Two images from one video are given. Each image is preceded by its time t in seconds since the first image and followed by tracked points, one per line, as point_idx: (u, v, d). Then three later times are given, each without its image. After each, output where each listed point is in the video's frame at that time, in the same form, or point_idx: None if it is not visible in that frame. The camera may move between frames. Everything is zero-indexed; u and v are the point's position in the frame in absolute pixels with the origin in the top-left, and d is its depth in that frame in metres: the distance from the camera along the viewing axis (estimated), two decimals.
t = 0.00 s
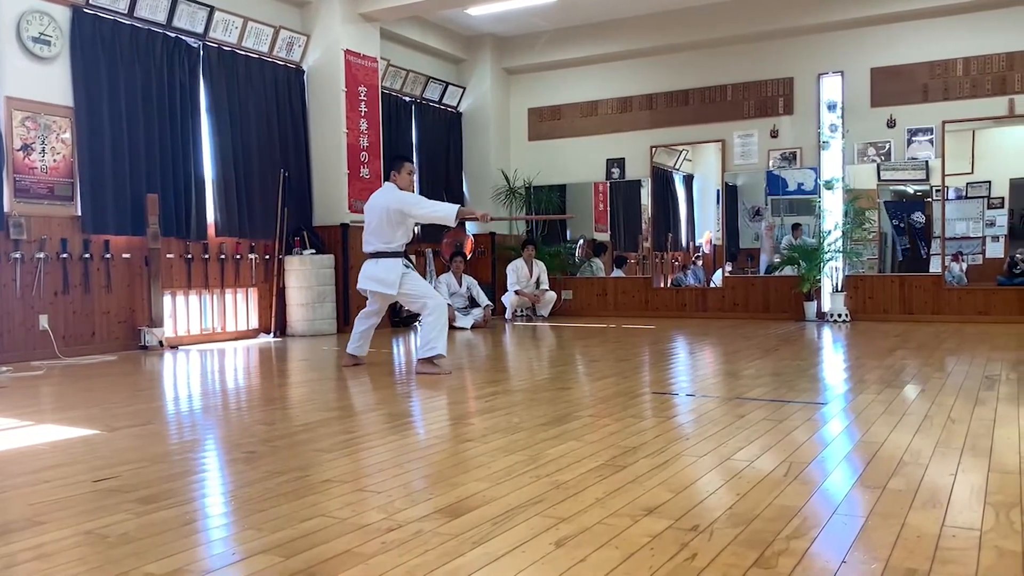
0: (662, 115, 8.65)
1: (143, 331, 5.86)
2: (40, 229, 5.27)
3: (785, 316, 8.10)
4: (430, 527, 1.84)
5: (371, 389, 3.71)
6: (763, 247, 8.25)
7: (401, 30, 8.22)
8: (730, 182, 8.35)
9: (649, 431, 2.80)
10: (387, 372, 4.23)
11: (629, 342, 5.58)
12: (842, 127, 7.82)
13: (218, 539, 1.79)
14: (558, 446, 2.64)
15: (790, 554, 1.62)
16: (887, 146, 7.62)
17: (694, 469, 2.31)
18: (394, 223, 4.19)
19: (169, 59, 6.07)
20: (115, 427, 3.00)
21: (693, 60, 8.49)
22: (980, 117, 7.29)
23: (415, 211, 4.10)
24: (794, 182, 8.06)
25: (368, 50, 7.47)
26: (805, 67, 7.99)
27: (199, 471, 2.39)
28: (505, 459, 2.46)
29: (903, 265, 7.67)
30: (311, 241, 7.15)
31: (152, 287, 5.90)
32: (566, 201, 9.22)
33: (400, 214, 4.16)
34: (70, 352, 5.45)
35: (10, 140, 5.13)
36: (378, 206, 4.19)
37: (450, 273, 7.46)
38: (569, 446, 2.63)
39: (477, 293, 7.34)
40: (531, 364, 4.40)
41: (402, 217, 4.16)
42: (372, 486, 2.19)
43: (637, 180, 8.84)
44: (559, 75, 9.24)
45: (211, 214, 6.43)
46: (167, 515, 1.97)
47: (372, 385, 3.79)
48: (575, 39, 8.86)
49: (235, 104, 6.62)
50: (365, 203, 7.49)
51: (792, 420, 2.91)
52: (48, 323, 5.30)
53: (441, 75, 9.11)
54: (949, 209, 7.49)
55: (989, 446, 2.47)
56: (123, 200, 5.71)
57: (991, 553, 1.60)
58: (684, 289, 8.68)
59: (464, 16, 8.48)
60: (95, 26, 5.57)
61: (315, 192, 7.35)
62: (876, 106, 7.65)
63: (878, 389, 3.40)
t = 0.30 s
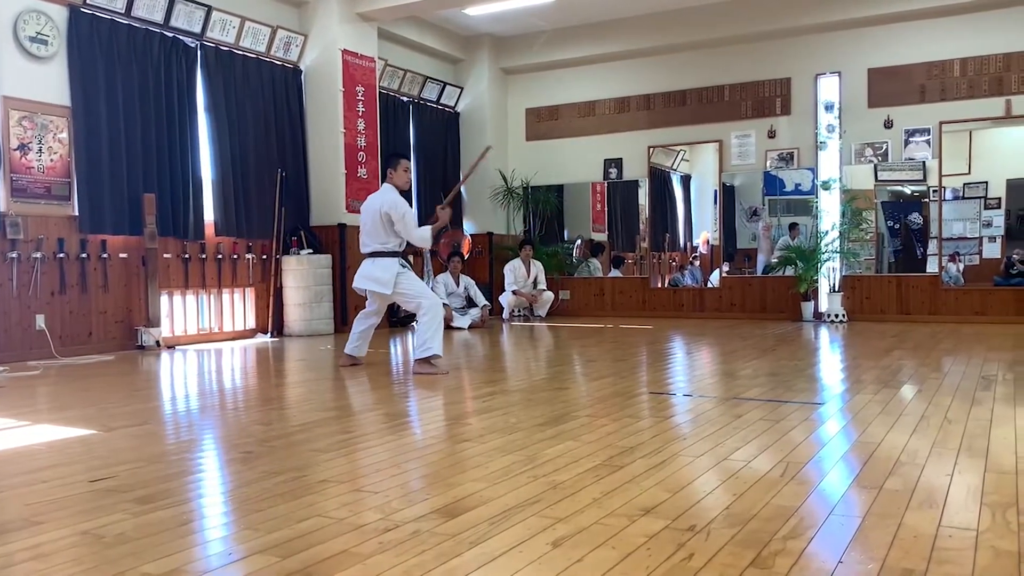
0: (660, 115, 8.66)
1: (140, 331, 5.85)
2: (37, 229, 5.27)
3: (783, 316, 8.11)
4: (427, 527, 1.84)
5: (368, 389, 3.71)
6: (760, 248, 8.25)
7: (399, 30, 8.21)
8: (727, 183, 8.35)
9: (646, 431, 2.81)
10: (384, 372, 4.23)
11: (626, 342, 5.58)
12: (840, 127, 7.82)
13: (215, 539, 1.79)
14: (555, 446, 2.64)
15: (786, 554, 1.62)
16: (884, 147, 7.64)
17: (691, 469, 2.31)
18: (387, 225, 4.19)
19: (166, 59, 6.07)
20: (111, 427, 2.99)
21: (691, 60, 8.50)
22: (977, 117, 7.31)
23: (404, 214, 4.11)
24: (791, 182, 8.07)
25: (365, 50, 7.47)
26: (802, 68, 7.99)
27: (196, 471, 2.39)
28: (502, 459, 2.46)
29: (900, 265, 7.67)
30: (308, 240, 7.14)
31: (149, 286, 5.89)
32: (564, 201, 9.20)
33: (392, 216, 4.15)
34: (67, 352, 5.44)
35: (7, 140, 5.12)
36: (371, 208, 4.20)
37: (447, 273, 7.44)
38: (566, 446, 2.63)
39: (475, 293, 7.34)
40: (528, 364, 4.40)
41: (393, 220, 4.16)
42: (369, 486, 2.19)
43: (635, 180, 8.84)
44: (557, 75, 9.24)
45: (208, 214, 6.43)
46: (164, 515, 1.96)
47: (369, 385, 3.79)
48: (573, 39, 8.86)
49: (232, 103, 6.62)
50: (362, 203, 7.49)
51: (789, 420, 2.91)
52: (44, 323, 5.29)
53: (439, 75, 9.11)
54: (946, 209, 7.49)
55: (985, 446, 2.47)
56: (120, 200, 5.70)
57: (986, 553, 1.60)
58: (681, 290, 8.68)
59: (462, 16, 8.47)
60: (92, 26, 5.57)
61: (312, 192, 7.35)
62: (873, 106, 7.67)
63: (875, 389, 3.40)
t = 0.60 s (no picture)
0: (656, 117, 8.67)
1: (134, 331, 5.84)
2: (31, 228, 5.25)
3: (777, 317, 8.12)
4: (422, 527, 1.84)
5: (363, 389, 3.71)
6: (755, 249, 8.27)
7: (395, 30, 8.20)
8: (722, 184, 8.37)
9: (641, 431, 2.81)
10: (379, 372, 4.23)
11: (620, 343, 5.59)
12: (835, 129, 7.84)
13: (209, 539, 1.78)
14: (550, 446, 2.65)
15: (779, 556, 1.62)
16: (879, 149, 7.65)
17: (685, 470, 2.32)
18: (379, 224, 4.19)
19: (162, 58, 6.07)
20: (105, 427, 2.98)
21: (687, 62, 8.50)
22: (972, 120, 7.33)
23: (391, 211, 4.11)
24: (786, 184, 8.08)
25: (361, 50, 7.46)
26: (797, 70, 8.01)
27: (190, 471, 2.39)
28: (497, 460, 2.47)
29: (894, 267, 7.69)
30: (302, 240, 7.16)
31: (144, 286, 5.89)
32: (560, 202, 9.21)
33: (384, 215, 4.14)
34: (61, 352, 5.42)
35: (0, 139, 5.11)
36: (366, 208, 4.20)
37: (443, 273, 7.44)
38: (561, 446, 2.63)
39: (470, 293, 7.34)
40: (523, 364, 4.41)
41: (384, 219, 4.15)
42: (364, 486, 2.19)
43: (630, 181, 8.85)
44: (553, 76, 9.24)
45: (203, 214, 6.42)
46: (158, 515, 1.96)
47: (364, 386, 3.79)
48: (569, 40, 8.87)
49: (228, 103, 6.60)
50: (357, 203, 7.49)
51: (783, 421, 2.92)
52: (38, 322, 5.28)
53: (435, 76, 9.11)
54: (941, 211, 7.51)
55: (978, 447, 2.48)
56: (115, 199, 5.69)
57: (979, 555, 1.60)
58: (677, 291, 8.69)
59: (458, 17, 8.47)
60: (87, 24, 5.56)
61: (308, 192, 7.34)
62: (868, 108, 7.68)
63: (868, 390, 3.41)
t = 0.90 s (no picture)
0: (650, 119, 8.68)
1: (127, 331, 5.82)
2: (23, 227, 5.23)
3: (771, 319, 8.14)
4: (414, 528, 1.84)
5: (356, 390, 3.70)
6: (748, 251, 8.29)
7: (390, 30, 8.20)
8: (716, 186, 8.39)
9: (633, 433, 2.81)
10: (372, 373, 4.23)
11: (614, 344, 5.59)
12: (828, 132, 7.86)
13: (201, 539, 1.78)
14: (543, 447, 2.65)
15: (771, 557, 1.62)
16: (872, 152, 7.67)
17: (678, 471, 2.32)
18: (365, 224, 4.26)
19: (156, 57, 6.05)
20: (97, 427, 2.97)
21: (681, 64, 8.52)
22: (964, 123, 7.36)
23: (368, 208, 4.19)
24: (779, 186, 8.10)
25: (355, 51, 7.45)
26: (791, 73, 8.03)
27: (182, 471, 2.38)
28: (490, 461, 2.47)
29: (887, 270, 7.72)
30: (296, 240, 7.14)
31: (136, 286, 5.87)
32: (554, 203, 9.22)
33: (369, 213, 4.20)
34: (52, 352, 5.40)
35: None
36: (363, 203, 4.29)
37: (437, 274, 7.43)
38: (554, 448, 2.63)
39: (464, 294, 7.34)
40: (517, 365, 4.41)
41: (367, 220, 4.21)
42: (357, 487, 2.19)
43: (625, 183, 8.86)
44: (548, 77, 9.25)
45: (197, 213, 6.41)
46: (151, 515, 1.96)
47: (357, 387, 3.78)
48: (564, 42, 8.87)
49: (221, 102, 6.59)
50: (351, 204, 7.48)
51: (776, 423, 2.92)
52: (30, 321, 5.26)
53: (429, 77, 9.10)
54: (933, 214, 7.54)
55: (970, 450, 2.49)
56: (108, 198, 5.67)
57: (970, 557, 1.61)
58: (670, 293, 8.70)
59: (453, 18, 8.47)
60: (80, 22, 5.54)
61: (301, 192, 7.33)
62: (862, 111, 7.71)
63: (860, 392, 3.42)
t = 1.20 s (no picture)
0: (644, 120, 8.69)
1: (119, 331, 5.80)
2: (15, 226, 5.20)
3: (764, 321, 8.16)
4: (406, 529, 1.84)
5: (349, 391, 3.69)
6: (741, 253, 8.32)
7: (384, 30, 8.19)
8: (710, 188, 8.40)
9: (626, 434, 2.82)
10: (366, 373, 4.22)
11: (608, 345, 5.60)
12: (822, 135, 7.88)
13: (192, 540, 1.77)
14: (536, 448, 2.65)
15: (763, 558, 1.63)
16: (865, 154, 7.70)
17: (671, 472, 2.32)
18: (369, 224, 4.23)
19: (149, 56, 6.04)
20: (88, 427, 2.96)
21: (675, 65, 8.53)
22: (957, 126, 7.39)
23: (361, 206, 4.16)
24: (773, 188, 8.12)
25: (350, 51, 7.45)
26: (785, 75, 8.05)
27: (174, 471, 2.37)
28: (483, 461, 2.46)
29: (880, 272, 7.75)
30: (289, 240, 7.15)
31: (129, 285, 5.85)
32: (548, 204, 9.22)
33: (366, 212, 4.17)
34: (44, 351, 5.38)
35: None
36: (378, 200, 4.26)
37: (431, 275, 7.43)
38: (547, 449, 2.63)
39: (458, 295, 7.33)
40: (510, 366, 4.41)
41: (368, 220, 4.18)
42: (349, 488, 2.19)
43: (618, 184, 8.87)
44: (542, 78, 9.26)
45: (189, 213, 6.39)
46: (142, 515, 1.95)
47: (350, 387, 3.77)
48: (559, 43, 8.88)
49: (215, 102, 6.58)
50: (344, 204, 7.47)
51: (769, 425, 2.93)
52: (22, 321, 5.23)
53: (424, 77, 9.09)
54: (926, 217, 7.56)
55: (961, 452, 2.50)
56: (100, 196, 5.65)
57: (961, 558, 1.61)
58: (664, 294, 8.71)
59: (447, 18, 8.48)
60: (74, 21, 5.52)
61: (295, 192, 7.32)
62: (855, 114, 7.74)
63: (853, 394, 3.43)
